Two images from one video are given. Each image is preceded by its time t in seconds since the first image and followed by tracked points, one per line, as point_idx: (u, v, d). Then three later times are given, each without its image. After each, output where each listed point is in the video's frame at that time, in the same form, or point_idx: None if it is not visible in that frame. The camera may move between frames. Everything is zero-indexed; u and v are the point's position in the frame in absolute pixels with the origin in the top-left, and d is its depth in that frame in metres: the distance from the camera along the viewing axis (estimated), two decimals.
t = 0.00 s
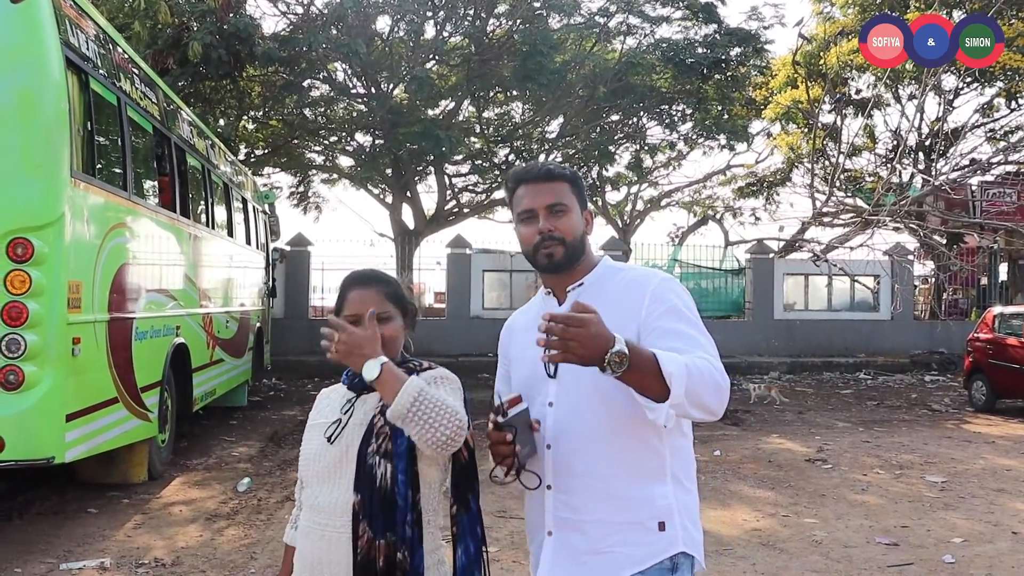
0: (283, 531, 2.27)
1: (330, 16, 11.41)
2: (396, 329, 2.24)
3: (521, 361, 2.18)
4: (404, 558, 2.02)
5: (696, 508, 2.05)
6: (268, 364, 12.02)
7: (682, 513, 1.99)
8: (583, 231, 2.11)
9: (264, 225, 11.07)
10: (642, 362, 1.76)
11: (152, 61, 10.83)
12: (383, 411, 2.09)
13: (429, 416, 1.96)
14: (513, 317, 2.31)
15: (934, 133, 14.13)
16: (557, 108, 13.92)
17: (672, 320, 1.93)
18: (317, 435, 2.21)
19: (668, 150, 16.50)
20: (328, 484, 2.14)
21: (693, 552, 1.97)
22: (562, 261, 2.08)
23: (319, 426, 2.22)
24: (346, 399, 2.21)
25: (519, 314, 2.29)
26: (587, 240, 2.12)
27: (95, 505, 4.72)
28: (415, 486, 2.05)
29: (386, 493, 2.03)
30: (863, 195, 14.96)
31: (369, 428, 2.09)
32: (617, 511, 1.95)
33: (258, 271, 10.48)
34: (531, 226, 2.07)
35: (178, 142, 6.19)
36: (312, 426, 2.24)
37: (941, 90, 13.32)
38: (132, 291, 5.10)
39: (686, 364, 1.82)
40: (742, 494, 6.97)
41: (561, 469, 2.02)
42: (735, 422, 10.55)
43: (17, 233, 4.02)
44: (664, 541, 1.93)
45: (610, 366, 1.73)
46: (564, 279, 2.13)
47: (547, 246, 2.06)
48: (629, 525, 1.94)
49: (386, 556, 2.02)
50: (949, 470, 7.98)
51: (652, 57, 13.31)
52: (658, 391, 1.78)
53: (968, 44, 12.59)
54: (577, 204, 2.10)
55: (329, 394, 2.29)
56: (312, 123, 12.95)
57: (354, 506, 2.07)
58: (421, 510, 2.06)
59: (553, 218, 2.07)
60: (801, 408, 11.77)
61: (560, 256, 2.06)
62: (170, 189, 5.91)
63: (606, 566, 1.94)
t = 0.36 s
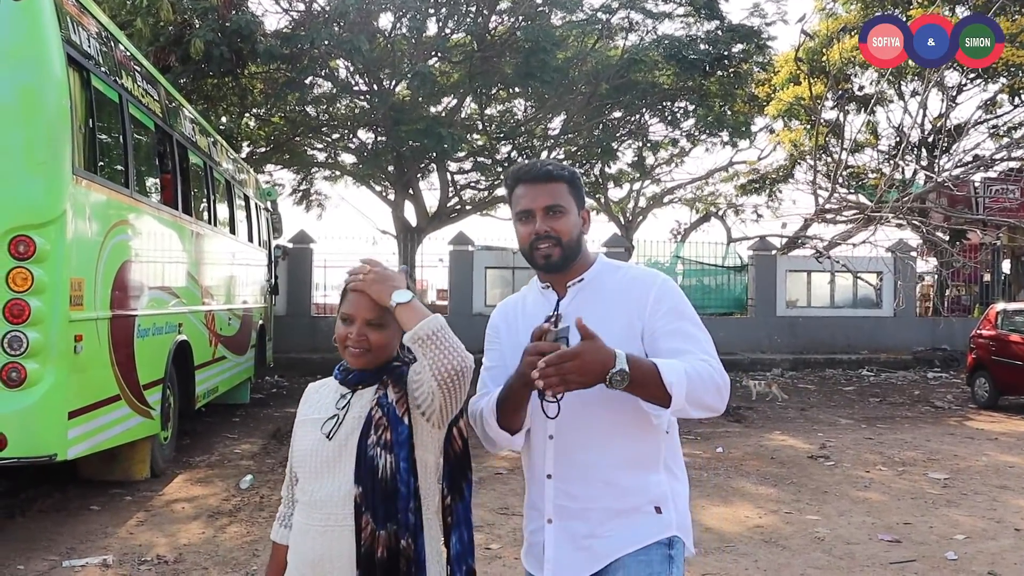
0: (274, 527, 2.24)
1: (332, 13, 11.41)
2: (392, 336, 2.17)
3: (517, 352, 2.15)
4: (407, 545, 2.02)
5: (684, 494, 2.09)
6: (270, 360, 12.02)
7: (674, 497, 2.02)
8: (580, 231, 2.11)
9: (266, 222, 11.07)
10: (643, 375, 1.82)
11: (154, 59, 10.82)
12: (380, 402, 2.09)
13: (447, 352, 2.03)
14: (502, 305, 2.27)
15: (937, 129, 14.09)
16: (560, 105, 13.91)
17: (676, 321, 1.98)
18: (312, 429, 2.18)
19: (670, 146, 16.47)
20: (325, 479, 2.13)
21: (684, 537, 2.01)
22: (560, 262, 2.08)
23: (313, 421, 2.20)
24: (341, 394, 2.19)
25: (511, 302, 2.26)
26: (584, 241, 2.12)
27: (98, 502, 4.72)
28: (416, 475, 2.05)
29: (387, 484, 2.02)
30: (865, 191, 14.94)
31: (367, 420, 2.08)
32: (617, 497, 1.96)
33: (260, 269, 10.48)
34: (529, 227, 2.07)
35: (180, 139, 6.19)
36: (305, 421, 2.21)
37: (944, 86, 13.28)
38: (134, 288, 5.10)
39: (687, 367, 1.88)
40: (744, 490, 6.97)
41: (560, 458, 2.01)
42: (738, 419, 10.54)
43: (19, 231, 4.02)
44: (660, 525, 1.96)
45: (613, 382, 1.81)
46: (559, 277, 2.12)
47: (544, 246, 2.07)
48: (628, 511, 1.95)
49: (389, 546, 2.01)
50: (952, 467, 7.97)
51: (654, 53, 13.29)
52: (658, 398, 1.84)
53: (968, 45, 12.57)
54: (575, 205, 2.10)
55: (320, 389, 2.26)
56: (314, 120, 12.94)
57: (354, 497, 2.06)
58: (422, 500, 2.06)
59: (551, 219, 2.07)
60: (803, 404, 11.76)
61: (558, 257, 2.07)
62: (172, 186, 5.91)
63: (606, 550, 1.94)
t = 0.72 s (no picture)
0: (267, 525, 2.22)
1: (332, 10, 11.42)
2: (376, 326, 2.17)
3: (518, 351, 2.14)
4: (412, 538, 2.03)
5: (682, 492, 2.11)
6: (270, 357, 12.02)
7: (676, 496, 2.04)
8: (580, 227, 2.12)
9: (266, 219, 11.07)
10: (685, 338, 1.85)
11: (154, 55, 10.80)
12: (378, 397, 2.08)
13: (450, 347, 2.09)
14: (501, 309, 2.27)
15: (937, 126, 14.08)
16: (560, 102, 13.90)
17: (687, 309, 2.02)
18: (305, 426, 2.15)
19: (670, 143, 16.46)
20: (320, 476, 2.11)
21: (684, 536, 2.02)
22: (559, 257, 2.08)
23: (306, 417, 2.17)
24: (336, 390, 2.16)
25: (509, 304, 2.25)
26: (583, 237, 2.12)
27: (98, 498, 4.72)
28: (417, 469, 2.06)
29: (389, 479, 2.02)
30: (866, 188, 14.93)
31: (365, 416, 2.07)
32: (624, 498, 1.96)
33: (260, 265, 10.48)
34: (528, 221, 2.07)
35: (180, 136, 6.19)
36: (298, 417, 2.18)
37: (945, 84, 13.27)
38: (134, 284, 5.10)
39: (722, 340, 1.92)
40: (744, 487, 6.97)
41: (568, 459, 2.01)
42: (738, 416, 10.55)
43: (18, 227, 4.01)
44: (664, 525, 1.96)
45: (659, 341, 1.80)
46: (558, 273, 2.12)
47: (543, 240, 2.07)
48: (636, 511, 1.95)
49: (392, 540, 2.02)
50: (951, 464, 7.97)
51: (654, 50, 13.29)
52: (697, 363, 1.88)
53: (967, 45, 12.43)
54: (575, 200, 2.10)
55: (311, 384, 2.24)
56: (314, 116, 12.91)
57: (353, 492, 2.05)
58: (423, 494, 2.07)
59: (552, 214, 2.07)
60: (803, 401, 11.76)
61: (557, 251, 2.07)
62: (172, 182, 5.91)
63: (615, 552, 1.94)
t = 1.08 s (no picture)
0: (268, 531, 2.23)
1: (332, 9, 11.46)
2: (366, 317, 2.22)
3: (520, 357, 2.16)
4: (421, 554, 2.06)
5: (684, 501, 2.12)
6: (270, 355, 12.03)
7: (676, 504, 2.05)
8: (587, 229, 2.13)
9: (266, 218, 11.09)
10: (683, 403, 1.81)
11: (154, 54, 10.80)
12: (388, 410, 2.09)
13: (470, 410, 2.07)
14: (505, 312, 2.29)
15: (936, 126, 14.10)
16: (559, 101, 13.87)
17: (691, 329, 1.99)
18: (309, 432, 2.17)
19: (670, 142, 16.47)
20: (325, 482, 2.13)
21: (683, 544, 2.04)
22: (566, 259, 2.10)
23: (310, 423, 2.19)
24: (338, 395, 2.17)
25: (513, 307, 2.27)
26: (591, 239, 2.14)
27: (100, 498, 4.74)
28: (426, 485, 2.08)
29: (399, 492, 2.05)
30: (865, 188, 14.94)
31: (374, 426, 2.09)
32: (622, 506, 1.98)
33: (261, 264, 10.51)
34: (535, 222, 2.09)
35: (181, 136, 6.21)
36: (300, 423, 2.20)
37: (944, 83, 13.29)
38: (135, 285, 5.11)
39: (719, 385, 1.87)
40: (743, 487, 7.00)
41: (567, 466, 2.03)
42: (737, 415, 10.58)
43: (20, 229, 4.02)
44: (662, 535, 1.98)
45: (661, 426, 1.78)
46: (565, 276, 2.13)
47: (550, 241, 2.09)
48: (633, 520, 1.97)
49: (400, 553, 2.04)
50: (949, 464, 8.00)
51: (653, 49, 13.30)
52: (701, 423, 1.82)
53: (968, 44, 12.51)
54: (583, 203, 2.12)
55: (312, 390, 2.26)
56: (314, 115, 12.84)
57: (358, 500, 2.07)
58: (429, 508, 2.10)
59: (560, 215, 2.09)
60: (802, 400, 11.79)
61: (563, 253, 2.09)
62: (173, 182, 5.92)
63: (611, 560, 1.96)
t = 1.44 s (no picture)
0: (273, 547, 2.26)
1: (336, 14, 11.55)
2: (366, 334, 2.29)
3: (532, 372, 2.19)
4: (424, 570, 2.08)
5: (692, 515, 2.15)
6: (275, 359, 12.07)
7: (684, 519, 2.08)
8: (599, 246, 2.16)
9: (271, 222, 11.14)
10: (678, 445, 1.92)
11: (160, 60, 10.85)
12: (389, 429, 2.13)
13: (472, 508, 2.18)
14: (516, 326, 2.31)
15: (940, 127, 14.11)
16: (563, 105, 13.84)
17: (701, 355, 2.03)
18: (308, 451, 2.19)
19: (673, 144, 16.47)
20: (325, 499, 2.15)
21: (692, 558, 2.07)
22: (578, 276, 2.12)
23: (308, 442, 2.21)
24: (335, 412, 2.19)
25: (524, 322, 2.29)
26: (603, 256, 2.17)
27: (109, 504, 4.77)
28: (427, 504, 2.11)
29: (402, 513, 2.08)
30: (868, 190, 14.95)
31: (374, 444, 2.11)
32: (633, 521, 2.00)
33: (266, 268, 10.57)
34: (549, 238, 2.12)
35: (188, 143, 6.24)
36: (300, 442, 2.22)
37: (946, 85, 13.31)
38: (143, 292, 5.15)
39: (713, 420, 1.97)
40: (748, 491, 7.02)
41: (578, 482, 2.06)
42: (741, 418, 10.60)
43: (31, 239, 4.05)
44: (672, 550, 2.01)
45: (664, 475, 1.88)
46: (576, 293, 2.16)
47: (563, 258, 2.12)
48: (644, 534, 2.00)
49: (402, 567, 2.07)
50: (954, 468, 8.01)
51: (657, 52, 13.33)
52: (699, 462, 1.93)
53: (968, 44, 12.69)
54: (596, 220, 2.15)
55: (309, 410, 2.28)
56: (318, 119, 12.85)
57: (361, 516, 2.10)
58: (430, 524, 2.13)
59: (572, 232, 2.12)
60: (806, 403, 11.79)
61: (576, 271, 2.11)
62: (180, 189, 5.96)
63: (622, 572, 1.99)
